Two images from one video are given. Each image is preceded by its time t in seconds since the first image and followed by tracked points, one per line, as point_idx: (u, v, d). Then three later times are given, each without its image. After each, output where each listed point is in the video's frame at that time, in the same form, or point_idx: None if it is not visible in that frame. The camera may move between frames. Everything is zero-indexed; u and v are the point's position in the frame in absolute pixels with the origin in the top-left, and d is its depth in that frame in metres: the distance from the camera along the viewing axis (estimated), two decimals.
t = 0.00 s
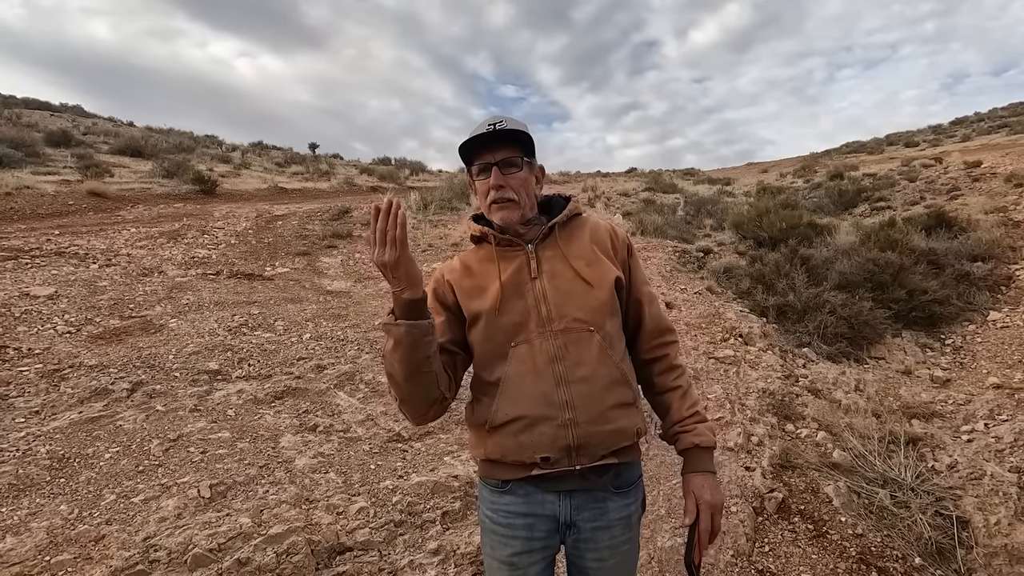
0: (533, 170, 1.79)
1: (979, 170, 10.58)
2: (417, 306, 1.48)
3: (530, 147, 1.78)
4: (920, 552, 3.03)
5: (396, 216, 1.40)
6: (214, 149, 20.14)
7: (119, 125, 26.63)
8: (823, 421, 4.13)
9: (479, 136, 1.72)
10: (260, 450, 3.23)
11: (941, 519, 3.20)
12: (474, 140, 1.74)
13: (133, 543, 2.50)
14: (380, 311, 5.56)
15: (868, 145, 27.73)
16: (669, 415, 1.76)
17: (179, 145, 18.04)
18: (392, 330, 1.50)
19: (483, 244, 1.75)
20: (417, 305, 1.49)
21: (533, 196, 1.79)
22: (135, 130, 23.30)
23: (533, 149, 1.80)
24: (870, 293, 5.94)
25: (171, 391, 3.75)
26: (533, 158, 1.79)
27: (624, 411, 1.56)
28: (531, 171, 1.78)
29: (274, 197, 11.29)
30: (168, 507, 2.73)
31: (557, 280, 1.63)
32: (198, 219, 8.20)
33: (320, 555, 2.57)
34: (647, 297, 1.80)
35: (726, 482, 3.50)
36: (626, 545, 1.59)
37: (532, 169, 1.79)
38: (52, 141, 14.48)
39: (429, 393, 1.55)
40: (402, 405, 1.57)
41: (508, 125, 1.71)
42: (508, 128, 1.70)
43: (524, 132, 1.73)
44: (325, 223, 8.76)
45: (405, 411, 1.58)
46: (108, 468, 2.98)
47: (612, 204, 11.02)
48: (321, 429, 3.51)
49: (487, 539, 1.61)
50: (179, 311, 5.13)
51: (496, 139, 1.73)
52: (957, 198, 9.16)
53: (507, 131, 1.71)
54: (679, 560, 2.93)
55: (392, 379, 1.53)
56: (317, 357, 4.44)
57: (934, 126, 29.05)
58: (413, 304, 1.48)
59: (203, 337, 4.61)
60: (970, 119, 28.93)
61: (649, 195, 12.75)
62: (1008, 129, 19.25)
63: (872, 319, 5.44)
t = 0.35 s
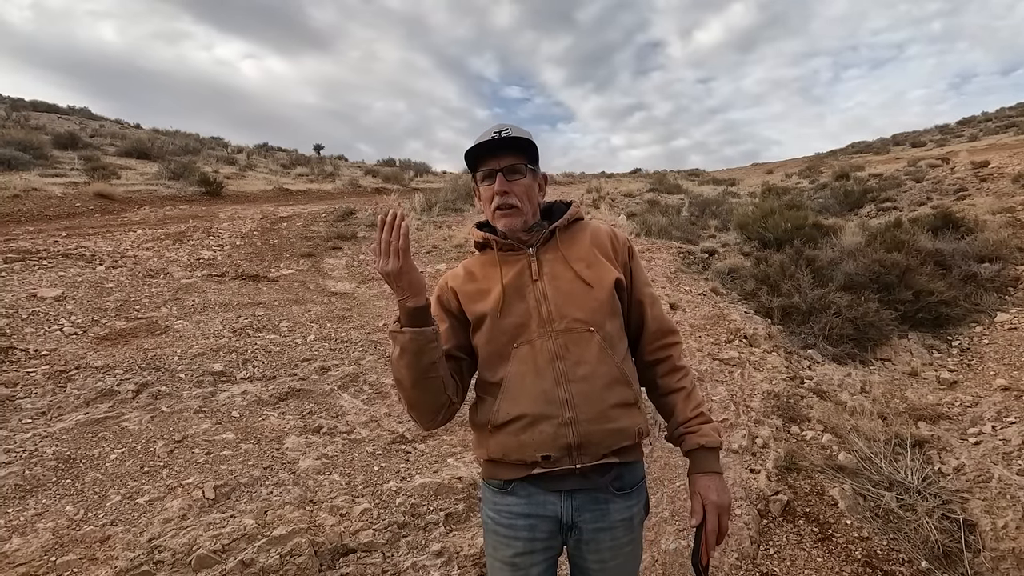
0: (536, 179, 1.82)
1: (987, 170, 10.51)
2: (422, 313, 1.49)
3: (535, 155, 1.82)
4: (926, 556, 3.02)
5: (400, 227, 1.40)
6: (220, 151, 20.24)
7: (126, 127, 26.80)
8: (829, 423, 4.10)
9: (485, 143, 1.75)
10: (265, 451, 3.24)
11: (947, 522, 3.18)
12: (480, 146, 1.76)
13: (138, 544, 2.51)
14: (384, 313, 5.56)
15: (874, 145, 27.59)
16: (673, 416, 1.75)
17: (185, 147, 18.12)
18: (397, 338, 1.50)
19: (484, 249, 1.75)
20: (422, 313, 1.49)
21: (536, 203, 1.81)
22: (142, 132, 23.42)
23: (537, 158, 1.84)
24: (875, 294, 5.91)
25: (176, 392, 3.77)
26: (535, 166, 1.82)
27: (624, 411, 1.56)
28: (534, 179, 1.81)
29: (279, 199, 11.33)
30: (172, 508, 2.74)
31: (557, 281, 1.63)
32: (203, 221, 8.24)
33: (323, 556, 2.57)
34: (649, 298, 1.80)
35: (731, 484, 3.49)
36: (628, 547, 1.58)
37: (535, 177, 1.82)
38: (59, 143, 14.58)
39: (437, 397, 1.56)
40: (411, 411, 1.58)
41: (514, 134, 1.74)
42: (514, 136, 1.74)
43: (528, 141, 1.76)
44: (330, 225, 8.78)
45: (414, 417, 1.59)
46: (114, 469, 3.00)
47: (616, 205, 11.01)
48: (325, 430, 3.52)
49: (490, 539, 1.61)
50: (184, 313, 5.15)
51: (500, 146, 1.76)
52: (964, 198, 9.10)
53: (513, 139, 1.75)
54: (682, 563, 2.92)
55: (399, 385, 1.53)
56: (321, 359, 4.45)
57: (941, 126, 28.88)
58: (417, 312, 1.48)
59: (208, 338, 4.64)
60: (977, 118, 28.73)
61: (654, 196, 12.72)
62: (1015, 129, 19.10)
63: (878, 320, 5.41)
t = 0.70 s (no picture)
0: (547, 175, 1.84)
1: (993, 171, 10.45)
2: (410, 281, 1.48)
3: (544, 149, 1.86)
4: (933, 558, 3.00)
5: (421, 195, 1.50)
6: (225, 152, 20.31)
7: (132, 129, 26.93)
8: (834, 425, 4.09)
9: (498, 135, 1.79)
10: (269, 452, 3.25)
11: (954, 525, 3.16)
12: (493, 137, 1.80)
13: (144, 544, 2.52)
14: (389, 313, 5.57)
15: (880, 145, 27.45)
16: (672, 421, 1.75)
17: (190, 149, 18.21)
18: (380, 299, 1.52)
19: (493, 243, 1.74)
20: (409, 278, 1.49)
21: (546, 199, 1.82)
22: (147, 133, 23.51)
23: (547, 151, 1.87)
24: (881, 295, 5.89)
25: (181, 393, 3.78)
26: (547, 163, 1.84)
27: (628, 414, 1.57)
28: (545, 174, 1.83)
29: (283, 200, 11.36)
30: (178, 508, 2.75)
31: (564, 283, 1.63)
32: (208, 222, 8.28)
33: (328, 557, 2.58)
34: (652, 304, 1.81)
35: (735, 486, 3.48)
36: (629, 547, 1.59)
37: (546, 173, 1.83)
38: (66, 145, 14.67)
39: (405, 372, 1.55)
40: (378, 378, 1.57)
41: (526, 127, 1.78)
42: (525, 129, 1.78)
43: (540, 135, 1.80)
44: (334, 226, 8.81)
45: (378, 385, 1.57)
46: (120, 469, 3.01)
47: (621, 206, 11.00)
48: (330, 431, 3.53)
49: (491, 542, 1.60)
50: (190, 314, 5.17)
51: (512, 140, 1.79)
52: (971, 199, 9.05)
53: (525, 131, 1.78)
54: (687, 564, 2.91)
55: (372, 348, 1.53)
56: (326, 360, 4.46)
57: (947, 126, 28.75)
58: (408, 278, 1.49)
59: (213, 339, 4.65)
60: (984, 118, 28.58)
61: (658, 197, 12.70)
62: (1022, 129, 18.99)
63: (883, 321, 5.39)
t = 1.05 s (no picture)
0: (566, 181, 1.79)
1: (999, 170, 10.40)
2: (395, 195, 1.31)
3: (566, 156, 1.80)
4: (938, 560, 2.98)
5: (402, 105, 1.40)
6: (229, 153, 20.41)
7: (137, 130, 27.07)
8: (838, 425, 4.08)
9: (517, 138, 1.76)
10: (273, 452, 3.26)
11: (959, 526, 3.14)
12: (512, 140, 1.77)
13: (149, 544, 2.53)
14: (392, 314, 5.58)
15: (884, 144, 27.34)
16: (661, 442, 1.83)
17: (195, 150, 18.29)
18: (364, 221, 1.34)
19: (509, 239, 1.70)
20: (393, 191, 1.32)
21: (563, 205, 1.78)
22: (152, 135, 23.64)
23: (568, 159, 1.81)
24: (886, 295, 5.86)
25: (186, 393, 3.79)
26: (566, 168, 1.79)
27: (635, 422, 1.62)
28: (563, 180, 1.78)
29: (287, 201, 11.40)
30: (182, 508, 2.76)
31: (583, 288, 1.64)
32: (213, 223, 8.31)
33: (331, 557, 2.58)
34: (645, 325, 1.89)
35: (739, 487, 3.47)
36: (634, 556, 1.61)
37: (565, 178, 1.78)
38: (72, 146, 14.77)
39: (386, 309, 1.31)
40: (355, 312, 1.33)
41: (546, 132, 1.74)
42: (545, 134, 1.74)
43: (560, 140, 1.75)
44: (338, 226, 8.83)
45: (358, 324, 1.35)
46: (125, 469, 3.03)
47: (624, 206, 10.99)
48: (333, 431, 3.54)
49: (493, 561, 1.50)
50: (194, 314, 5.19)
51: (531, 144, 1.76)
52: (976, 198, 9.01)
53: (544, 137, 1.75)
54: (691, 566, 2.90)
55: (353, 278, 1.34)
56: (330, 360, 4.47)
57: (951, 126, 28.63)
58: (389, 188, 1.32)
59: (217, 339, 4.67)
60: (989, 117, 28.47)
61: (661, 197, 12.69)
62: None
63: (888, 321, 5.37)
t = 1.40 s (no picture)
0: (580, 177, 1.76)
1: (1003, 170, 10.35)
2: (334, 221, 1.10)
3: (581, 151, 1.78)
4: (942, 561, 2.97)
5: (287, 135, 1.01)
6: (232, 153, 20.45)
7: (140, 130, 27.12)
8: (842, 425, 4.06)
9: (532, 132, 1.73)
10: (277, 452, 3.26)
11: (964, 527, 3.13)
12: (527, 134, 1.74)
13: (153, 543, 2.54)
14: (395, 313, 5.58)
15: (887, 144, 27.25)
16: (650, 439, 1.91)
17: (198, 150, 18.31)
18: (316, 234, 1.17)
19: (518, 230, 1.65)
20: (336, 213, 1.10)
21: (577, 201, 1.75)
22: (155, 135, 23.66)
23: (584, 153, 1.79)
24: (889, 295, 5.85)
25: (189, 393, 3.80)
26: (582, 164, 1.76)
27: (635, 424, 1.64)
28: (578, 176, 1.76)
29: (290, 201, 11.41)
30: (186, 507, 2.77)
31: (591, 288, 1.64)
32: (215, 223, 8.32)
33: (335, 556, 2.58)
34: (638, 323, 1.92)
35: (742, 487, 3.46)
36: (630, 548, 1.66)
37: (579, 175, 1.76)
38: (75, 146, 14.81)
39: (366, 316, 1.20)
40: (338, 309, 1.25)
41: (563, 126, 1.71)
42: (563, 128, 1.71)
43: (578, 136, 1.73)
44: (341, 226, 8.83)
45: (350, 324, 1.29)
46: (129, 469, 3.03)
47: (627, 205, 10.98)
48: (336, 431, 3.54)
49: (493, 560, 1.50)
50: (197, 314, 5.20)
51: (547, 137, 1.72)
52: (980, 198, 8.97)
53: (561, 132, 1.72)
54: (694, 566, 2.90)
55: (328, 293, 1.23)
56: (333, 359, 4.48)
57: (955, 125, 28.52)
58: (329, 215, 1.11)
59: (221, 339, 4.68)
60: (993, 116, 28.36)
61: (664, 196, 12.67)
62: None
63: (892, 321, 5.35)
